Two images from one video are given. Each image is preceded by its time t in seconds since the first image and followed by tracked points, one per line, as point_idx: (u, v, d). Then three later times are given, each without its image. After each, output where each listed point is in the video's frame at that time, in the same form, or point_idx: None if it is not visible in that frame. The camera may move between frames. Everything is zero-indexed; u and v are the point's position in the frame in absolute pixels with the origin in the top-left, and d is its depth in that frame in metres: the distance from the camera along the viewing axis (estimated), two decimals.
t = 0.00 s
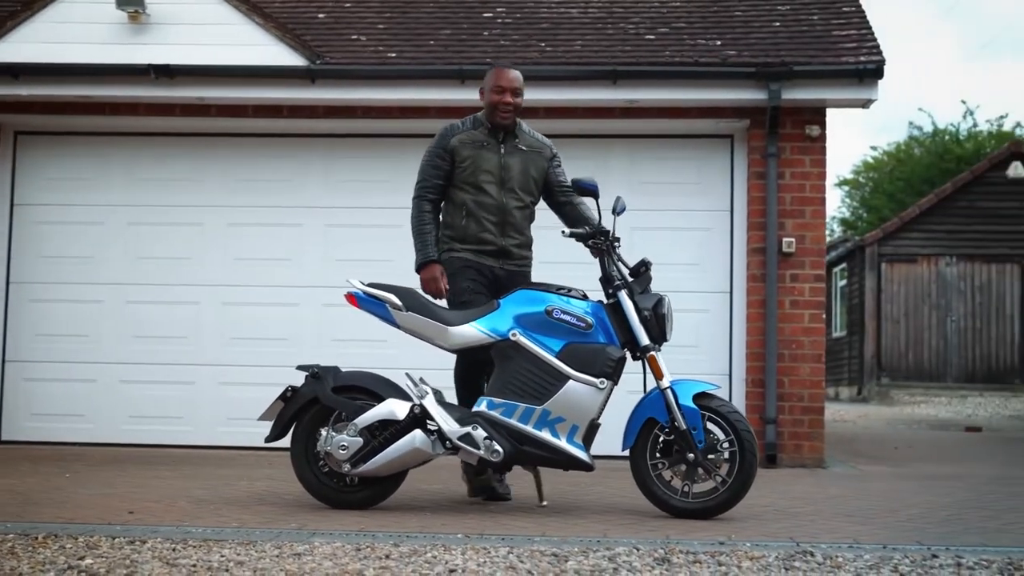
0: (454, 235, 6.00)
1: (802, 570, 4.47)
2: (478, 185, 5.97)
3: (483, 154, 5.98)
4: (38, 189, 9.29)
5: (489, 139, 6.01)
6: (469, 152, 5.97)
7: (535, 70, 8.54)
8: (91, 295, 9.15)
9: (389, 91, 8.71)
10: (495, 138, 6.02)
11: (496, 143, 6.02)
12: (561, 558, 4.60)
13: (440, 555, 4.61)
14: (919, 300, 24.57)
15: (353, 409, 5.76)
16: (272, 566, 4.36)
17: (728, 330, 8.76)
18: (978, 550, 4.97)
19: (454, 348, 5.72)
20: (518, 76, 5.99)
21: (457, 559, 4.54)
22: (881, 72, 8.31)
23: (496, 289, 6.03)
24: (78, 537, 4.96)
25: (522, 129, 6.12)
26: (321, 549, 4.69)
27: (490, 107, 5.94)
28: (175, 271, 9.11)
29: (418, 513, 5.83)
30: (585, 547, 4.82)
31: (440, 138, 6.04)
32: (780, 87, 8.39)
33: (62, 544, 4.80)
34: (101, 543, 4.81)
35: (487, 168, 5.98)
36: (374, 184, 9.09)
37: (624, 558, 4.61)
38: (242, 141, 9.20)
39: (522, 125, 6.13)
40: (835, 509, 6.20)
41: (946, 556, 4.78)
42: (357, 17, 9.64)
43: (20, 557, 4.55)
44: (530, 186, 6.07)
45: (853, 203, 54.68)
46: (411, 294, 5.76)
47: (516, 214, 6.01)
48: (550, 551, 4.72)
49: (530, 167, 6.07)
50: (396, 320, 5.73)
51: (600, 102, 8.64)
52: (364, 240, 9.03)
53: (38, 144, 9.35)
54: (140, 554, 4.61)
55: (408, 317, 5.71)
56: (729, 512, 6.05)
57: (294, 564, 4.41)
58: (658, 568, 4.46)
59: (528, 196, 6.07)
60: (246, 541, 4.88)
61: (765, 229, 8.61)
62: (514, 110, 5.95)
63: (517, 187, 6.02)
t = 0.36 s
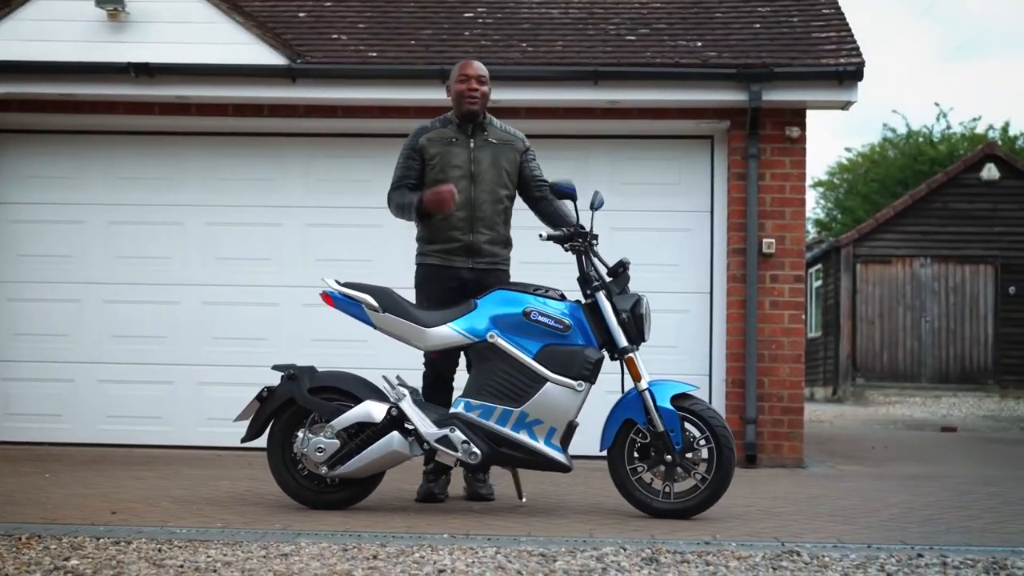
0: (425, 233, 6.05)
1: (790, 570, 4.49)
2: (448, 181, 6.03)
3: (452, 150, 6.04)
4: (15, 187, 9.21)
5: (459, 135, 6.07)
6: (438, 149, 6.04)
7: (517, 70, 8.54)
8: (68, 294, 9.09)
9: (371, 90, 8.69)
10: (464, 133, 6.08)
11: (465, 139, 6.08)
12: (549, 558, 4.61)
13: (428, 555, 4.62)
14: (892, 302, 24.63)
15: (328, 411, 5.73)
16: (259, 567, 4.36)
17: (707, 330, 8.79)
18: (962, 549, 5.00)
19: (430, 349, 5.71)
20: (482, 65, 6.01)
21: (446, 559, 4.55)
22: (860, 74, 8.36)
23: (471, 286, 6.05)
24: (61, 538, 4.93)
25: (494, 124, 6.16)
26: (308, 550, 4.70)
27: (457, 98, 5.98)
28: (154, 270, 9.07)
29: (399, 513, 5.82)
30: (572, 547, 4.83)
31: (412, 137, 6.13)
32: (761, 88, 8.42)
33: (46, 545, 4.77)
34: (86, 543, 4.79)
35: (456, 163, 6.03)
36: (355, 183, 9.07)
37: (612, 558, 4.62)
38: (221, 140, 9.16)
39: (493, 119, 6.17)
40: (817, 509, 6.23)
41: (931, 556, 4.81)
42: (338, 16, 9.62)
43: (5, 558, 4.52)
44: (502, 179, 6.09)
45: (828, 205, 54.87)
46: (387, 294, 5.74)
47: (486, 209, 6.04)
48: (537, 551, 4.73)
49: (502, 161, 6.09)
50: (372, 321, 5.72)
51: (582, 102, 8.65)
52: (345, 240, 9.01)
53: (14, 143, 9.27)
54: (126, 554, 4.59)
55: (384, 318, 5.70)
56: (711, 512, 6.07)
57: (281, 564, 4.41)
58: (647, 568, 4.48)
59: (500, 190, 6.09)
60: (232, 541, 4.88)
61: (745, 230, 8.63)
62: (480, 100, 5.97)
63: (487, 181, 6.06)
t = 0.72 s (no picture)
0: (412, 233, 6.05)
1: (792, 567, 4.49)
2: (432, 181, 6.02)
3: (436, 150, 6.03)
4: (9, 183, 9.19)
5: (442, 134, 6.05)
6: (421, 149, 6.03)
7: (514, 67, 8.54)
8: (64, 290, 9.07)
9: (367, 87, 8.68)
10: (448, 132, 6.06)
11: (449, 138, 6.05)
12: (551, 554, 4.62)
13: (429, 552, 4.62)
14: (885, 299, 24.66)
15: (327, 409, 5.73)
16: (261, 563, 4.37)
17: (704, 328, 8.80)
18: (962, 546, 5.01)
19: (429, 347, 5.71)
20: (471, 65, 6.01)
21: (448, 556, 4.55)
22: (857, 72, 8.37)
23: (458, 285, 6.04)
24: (62, 534, 4.93)
25: (479, 122, 6.13)
26: (309, 546, 4.70)
27: (444, 99, 5.98)
28: (151, 267, 9.06)
29: (398, 510, 5.82)
30: (573, 544, 4.84)
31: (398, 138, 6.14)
32: (757, 86, 8.43)
33: (47, 541, 4.77)
34: (86, 540, 4.79)
35: (440, 163, 6.01)
36: (352, 180, 9.06)
37: (614, 555, 4.62)
38: (217, 136, 9.14)
39: (478, 116, 6.14)
40: (815, 506, 6.24)
41: (932, 553, 4.82)
42: (334, 13, 9.60)
43: (6, 555, 4.52)
44: (487, 177, 6.06)
45: (818, 203, 54.74)
46: (385, 291, 5.73)
47: (471, 207, 6.01)
48: (539, 548, 4.74)
49: (486, 159, 6.06)
50: (371, 318, 5.72)
51: (579, 100, 8.65)
52: (342, 237, 9.00)
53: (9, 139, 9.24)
54: (128, 551, 4.59)
55: (382, 316, 5.70)
56: (709, 509, 6.08)
57: (283, 561, 4.41)
58: (650, 565, 4.48)
59: (485, 188, 6.06)
60: (233, 538, 4.88)
61: (742, 227, 8.64)
62: (469, 99, 5.98)
63: (472, 179, 6.03)
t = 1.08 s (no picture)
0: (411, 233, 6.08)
1: (799, 565, 4.49)
2: (430, 181, 6.03)
3: (433, 150, 6.04)
4: (12, 181, 9.19)
5: (441, 134, 6.06)
6: (420, 149, 6.05)
7: (518, 65, 8.53)
8: (67, 288, 9.08)
9: (370, 85, 8.68)
10: (447, 132, 6.06)
11: (447, 138, 6.05)
12: (558, 552, 4.62)
13: (435, 550, 4.62)
14: (886, 298, 24.64)
15: (331, 407, 5.74)
16: (268, 561, 4.37)
17: (707, 326, 8.79)
18: (968, 545, 5.00)
19: (433, 346, 5.72)
20: (468, 65, 5.98)
21: (455, 554, 4.55)
22: (861, 71, 8.36)
23: (456, 285, 6.05)
24: (68, 532, 4.94)
25: (479, 121, 6.12)
26: (316, 544, 4.70)
27: (441, 101, 5.99)
28: (154, 265, 9.06)
29: (402, 509, 5.83)
30: (579, 542, 4.84)
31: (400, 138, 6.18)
32: (761, 84, 8.43)
33: (53, 539, 4.77)
34: (93, 538, 4.80)
35: (437, 163, 6.02)
36: (355, 178, 9.06)
37: (621, 554, 4.63)
38: (220, 134, 9.14)
39: (478, 114, 6.13)
40: (820, 505, 6.23)
41: (938, 552, 4.81)
42: (337, 11, 9.60)
43: (13, 552, 4.53)
44: (486, 177, 6.05)
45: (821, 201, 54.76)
46: (390, 290, 5.73)
47: (468, 207, 6.01)
48: (545, 547, 4.74)
49: (485, 159, 6.06)
50: (374, 317, 5.72)
51: (582, 98, 8.65)
52: (346, 235, 9.00)
53: (13, 137, 9.24)
54: (134, 549, 4.59)
55: (386, 314, 5.71)
56: (713, 508, 6.07)
57: (289, 559, 4.42)
58: (656, 563, 4.48)
59: (484, 187, 6.05)
60: (239, 535, 4.89)
61: (745, 225, 8.63)
62: (464, 102, 5.98)
63: (470, 179, 6.03)
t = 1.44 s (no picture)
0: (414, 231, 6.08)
1: (801, 564, 4.49)
2: (432, 180, 6.04)
3: (436, 149, 6.04)
4: (12, 179, 9.19)
5: (443, 132, 6.06)
6: (422, 148, 6.06)
7: (518, 64, 8.53)
8: (68, 286, 9.08)
9: (371, 84, 8.68)
10: (449, 131, 6.06)
11: (449, 136, 6.06)
12: (560, 551, 4.62)
13: (437, 549, 4.63)
14: (886, 297, 24.63)
15: (332, 407, 5.74)
16: (271, 560, 4.37)
17: (707, 325, 8.79)
18: (970, 544, 5.01)
19: (434, 345, 5.72)
20: (469, 65, 5.99)
21: (457, 553, 4.55)
22: (861, 70, 8.36)
23: (458, 284, 6.05)
24: (70, 531, 4.94)
25: (481, 119, 6.11)
26: (318, 543, 4.70)
27: (444, 102, 5.98)
28: (154, 264, 9.06)
29: (404, 508, 5.83)
30: (581, 541, 4.84)
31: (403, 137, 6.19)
32: (762, 84, 8.43)
33: (55, 538, 4.77)
34: (95, 536, 4.80)
35: (440, 162, 6.03)
36: (356, 177, 9.06)
37: (624, 553, 4.63)
38: (221, 132, 9.14)
39: (481, 112, 6.13)
40: (821, 504, 6.24)
41: (940, 551, 4.82)
42: (338, 10, 9.60)
43: (15, 551, 4.53)
44: (488, 176, 6.05)
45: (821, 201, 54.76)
46: (391, 289, 5.73)
47: (470, 206, 6.01)
48: (547, 545, 4.74)
49: (487, 157, 6.05)
50: (376, 316, 5.73)
51: (583, 97, 8.65)
52: (347, 233, 9.00)
53: (15, 135, 9.24)
54: (136, 547, 4.59)
55: (388, 314, 5.71)
56: (715, 507, 6.08)
57: (292, 558, 4.42)
58: (659, 562, 4.48)
59: (485, 186, 6.05)
60: (241, 534, 4.89)
61: (746, 225, 8.63)
62: (468, 102, 5.99)
63: (472, 178, 6.02)
